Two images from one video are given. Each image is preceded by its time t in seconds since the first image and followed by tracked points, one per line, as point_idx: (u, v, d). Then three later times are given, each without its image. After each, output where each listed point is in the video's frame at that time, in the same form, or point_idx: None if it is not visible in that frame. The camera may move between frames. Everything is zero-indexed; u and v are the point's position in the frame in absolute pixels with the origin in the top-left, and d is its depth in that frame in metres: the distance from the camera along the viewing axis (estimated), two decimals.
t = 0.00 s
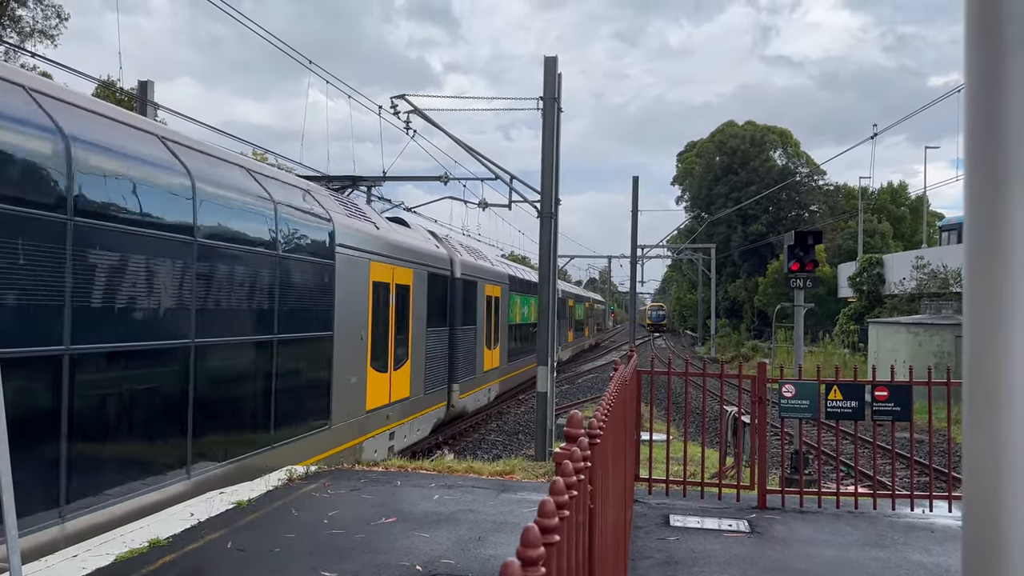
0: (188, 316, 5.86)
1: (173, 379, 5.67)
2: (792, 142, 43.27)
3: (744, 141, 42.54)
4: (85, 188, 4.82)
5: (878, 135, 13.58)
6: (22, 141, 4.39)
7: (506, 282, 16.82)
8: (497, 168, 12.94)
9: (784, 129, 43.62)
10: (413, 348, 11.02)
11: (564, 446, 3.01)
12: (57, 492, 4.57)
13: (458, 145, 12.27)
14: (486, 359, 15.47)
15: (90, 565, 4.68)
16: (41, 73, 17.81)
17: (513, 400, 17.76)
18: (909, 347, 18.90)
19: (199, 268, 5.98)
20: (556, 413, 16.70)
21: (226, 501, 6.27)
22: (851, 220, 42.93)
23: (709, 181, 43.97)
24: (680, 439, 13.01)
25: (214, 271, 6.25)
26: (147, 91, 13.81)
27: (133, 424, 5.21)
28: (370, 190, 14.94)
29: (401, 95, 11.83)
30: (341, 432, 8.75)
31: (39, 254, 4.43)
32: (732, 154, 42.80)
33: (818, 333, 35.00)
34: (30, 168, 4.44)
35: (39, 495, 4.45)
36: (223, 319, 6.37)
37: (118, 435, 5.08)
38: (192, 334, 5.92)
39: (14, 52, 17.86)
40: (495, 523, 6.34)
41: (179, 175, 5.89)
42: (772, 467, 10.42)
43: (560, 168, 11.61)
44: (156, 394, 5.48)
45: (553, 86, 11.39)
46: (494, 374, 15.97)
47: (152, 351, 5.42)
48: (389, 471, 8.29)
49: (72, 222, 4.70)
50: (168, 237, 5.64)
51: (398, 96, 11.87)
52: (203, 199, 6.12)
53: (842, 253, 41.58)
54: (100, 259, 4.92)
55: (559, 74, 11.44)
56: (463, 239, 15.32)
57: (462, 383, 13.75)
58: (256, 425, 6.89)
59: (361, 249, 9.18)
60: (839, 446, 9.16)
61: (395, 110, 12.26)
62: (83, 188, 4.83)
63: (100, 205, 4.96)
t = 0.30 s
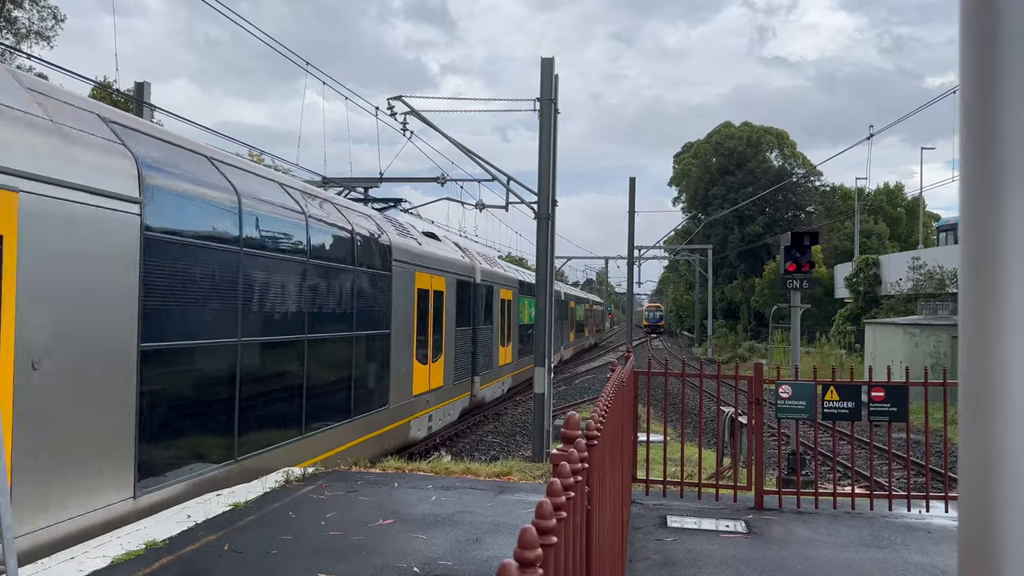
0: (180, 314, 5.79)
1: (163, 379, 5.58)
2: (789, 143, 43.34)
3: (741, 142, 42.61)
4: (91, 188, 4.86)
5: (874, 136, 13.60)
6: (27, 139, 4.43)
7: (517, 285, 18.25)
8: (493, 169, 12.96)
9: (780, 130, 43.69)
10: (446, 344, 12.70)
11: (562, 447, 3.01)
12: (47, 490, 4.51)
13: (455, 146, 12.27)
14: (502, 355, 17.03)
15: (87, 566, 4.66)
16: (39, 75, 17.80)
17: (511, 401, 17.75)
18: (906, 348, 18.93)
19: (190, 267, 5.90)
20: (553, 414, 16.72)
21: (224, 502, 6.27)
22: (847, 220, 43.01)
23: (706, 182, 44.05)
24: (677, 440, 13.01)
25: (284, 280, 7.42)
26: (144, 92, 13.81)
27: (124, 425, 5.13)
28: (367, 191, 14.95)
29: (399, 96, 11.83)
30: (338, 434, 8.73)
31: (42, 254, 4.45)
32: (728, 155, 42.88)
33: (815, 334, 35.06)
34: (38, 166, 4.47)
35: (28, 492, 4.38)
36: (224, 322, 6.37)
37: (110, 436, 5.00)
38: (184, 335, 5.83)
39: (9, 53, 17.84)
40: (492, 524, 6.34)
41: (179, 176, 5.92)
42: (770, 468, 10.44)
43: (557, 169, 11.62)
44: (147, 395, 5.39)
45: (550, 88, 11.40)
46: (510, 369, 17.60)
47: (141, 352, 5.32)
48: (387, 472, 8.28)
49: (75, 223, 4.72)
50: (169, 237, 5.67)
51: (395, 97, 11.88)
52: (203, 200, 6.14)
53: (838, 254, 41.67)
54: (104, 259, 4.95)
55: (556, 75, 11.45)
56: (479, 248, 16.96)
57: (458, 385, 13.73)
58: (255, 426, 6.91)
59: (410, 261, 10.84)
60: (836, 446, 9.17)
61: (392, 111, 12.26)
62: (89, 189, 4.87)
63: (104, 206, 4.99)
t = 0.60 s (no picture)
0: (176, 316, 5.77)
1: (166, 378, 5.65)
2: (785, 143, 43.40)
3: (737, 142, 42.68)
4: (87, 189, 4.90)
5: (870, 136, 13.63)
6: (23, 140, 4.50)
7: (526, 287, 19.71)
8: (490, 170, 12.95)
9: (776, 131, 43.77)
10: (468, 340, 14.42)
11: (558, 447, 3.01)
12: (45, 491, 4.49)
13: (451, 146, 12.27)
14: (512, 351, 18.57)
15: (83, 567, 4.65)
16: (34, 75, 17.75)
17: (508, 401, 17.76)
18: (902, 348, 18.98)
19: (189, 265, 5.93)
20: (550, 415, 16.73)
21: (219, 503, 6.25)
22: (843, 220, 43.10)
23: (702, 182, 44.10)
24: (674, 440, 13.03)
25: (335, 284, 8.63)
26: (139, 93, 13.79)
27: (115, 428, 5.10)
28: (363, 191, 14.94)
29: (395, 97, 11.82)
30: (335, 434, 8.73)
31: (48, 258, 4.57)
32: (725, 155, 42.93)
33: (811, 334, 35.10)
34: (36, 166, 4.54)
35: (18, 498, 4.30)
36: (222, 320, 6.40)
37: (100, 439, 4.94)
38: (175, 339, 5.77)
39: (5, 52, 17.76)
40: (488, 524, 6.34)
41: (177, 176, 5.99)
42: (766, 468, 10.46)
43: (554, 169, 11.62)
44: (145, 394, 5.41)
45: (546, 88, 11.40)
46: (521, 363, 19.02)
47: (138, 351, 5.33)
48: (383, 472, 8.27)
49: (75, 224, 4.80)
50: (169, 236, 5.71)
51: (391, 98, 11.87)
52: (204, 199, 6.21)
53: (834, 254, 41.76)
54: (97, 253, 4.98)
55: (552, 76, 11.45)
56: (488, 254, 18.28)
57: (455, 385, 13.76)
58: (251, 425, 6.91)
59: (440, 269, 12.55)
60: (832, 446, 9.18)
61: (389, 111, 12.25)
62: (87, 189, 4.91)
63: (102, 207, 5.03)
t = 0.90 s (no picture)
0: (204, 312, 6.23)
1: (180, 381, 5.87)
2: (781, 143, 43.45)
3: (733, 142, 42.72)
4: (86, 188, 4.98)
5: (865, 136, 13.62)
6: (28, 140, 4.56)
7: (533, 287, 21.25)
8: (486, 169, 12.95)
9: (772, 130, 43.83)
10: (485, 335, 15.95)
11: (554, 447, 3.00)
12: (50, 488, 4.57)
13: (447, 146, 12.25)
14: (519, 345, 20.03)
15: (79, 567, 4.64)
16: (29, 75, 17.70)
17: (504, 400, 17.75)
18: (897, 347, 19.02)
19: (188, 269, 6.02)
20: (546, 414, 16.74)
21: (215, 504, 6.24)
22: (839, 220, 43.19)
23: (698, 181, 44.16)
24: (670, 440, 13.02)
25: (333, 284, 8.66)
26: (134, 92, 13.75)
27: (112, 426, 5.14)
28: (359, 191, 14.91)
29: (391, 97, 11.81)
30: (331, 433, 8.72)
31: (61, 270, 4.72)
32: (720, 154, 42.97)
33: (807, 334, 35.14)
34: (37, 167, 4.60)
35: (8, 496, 4.28)
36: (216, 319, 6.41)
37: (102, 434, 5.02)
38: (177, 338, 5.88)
39: None
40: (485, 524, 6.34)
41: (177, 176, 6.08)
42: (762, 467, 10.46)
43: (549, 168, 11.62)
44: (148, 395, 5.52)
45: (542, 87, 11.39)
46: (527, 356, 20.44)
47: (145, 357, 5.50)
48: (380, 472, 8.25)
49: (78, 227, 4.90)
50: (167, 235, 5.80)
51: (387, 97, 11.87)
52: (205, 200, 6.33)
53: (830, 253, 41.83)
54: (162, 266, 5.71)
55: (548, 76, 11.45)
56: (489, 256, 19.24)
57: (451, 384, 13.74)
58: (246, 425, 6.92)
59: (463, 273, 14.04)
60: (828, 444, 9.18)
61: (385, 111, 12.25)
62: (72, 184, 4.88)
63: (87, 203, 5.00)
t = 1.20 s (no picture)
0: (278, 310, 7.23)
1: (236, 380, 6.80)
2: (777, 141, 43.51)
3: (729, 140, 42.75)
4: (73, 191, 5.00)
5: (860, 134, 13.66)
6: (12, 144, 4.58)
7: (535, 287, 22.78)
8: (482, 168, 12.98)
9: (767, 129, 43.88)
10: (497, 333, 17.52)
11: (549, 446, 3.01)
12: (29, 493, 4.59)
13: (444, 145, 12.28)
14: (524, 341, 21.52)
15: (74, 567, 4.64)
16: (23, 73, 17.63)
17: (501, 399, 17.77)
18: (893, 345, 19.07)
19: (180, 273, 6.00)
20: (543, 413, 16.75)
21: (212, 503, 6.21)
22: (834, 218, 43.27)
23: (694, 180, 44.20)
24: (666, 438, 13.02)
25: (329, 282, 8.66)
26: (129, 91, 13.68)
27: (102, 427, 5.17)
28: (355, 190, 14.89)
29: (387, 95, 11.81)
30: (327, 433, 8.71)
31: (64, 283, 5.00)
32: (716, 153, 43.01)
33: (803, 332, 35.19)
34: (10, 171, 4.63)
35: None
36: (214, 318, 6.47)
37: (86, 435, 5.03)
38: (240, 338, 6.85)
39: None
40: (481, 522, 6.34)
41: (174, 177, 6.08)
42: (758, 465, 10.48)
43: (545, 167, 11.62)
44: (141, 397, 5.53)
45: (538, 86, 11.39)
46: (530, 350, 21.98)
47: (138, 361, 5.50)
48: (375, 472, 8.23)
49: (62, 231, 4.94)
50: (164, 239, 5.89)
51: (382, 96, 11.85)
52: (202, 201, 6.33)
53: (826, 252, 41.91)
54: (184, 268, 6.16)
55: (545, 74, 11.45)
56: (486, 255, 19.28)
57: (447, 383, 13.74)
58: (241, 424, 6.91)
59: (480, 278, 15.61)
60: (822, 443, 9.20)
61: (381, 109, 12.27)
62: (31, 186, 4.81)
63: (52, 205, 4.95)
